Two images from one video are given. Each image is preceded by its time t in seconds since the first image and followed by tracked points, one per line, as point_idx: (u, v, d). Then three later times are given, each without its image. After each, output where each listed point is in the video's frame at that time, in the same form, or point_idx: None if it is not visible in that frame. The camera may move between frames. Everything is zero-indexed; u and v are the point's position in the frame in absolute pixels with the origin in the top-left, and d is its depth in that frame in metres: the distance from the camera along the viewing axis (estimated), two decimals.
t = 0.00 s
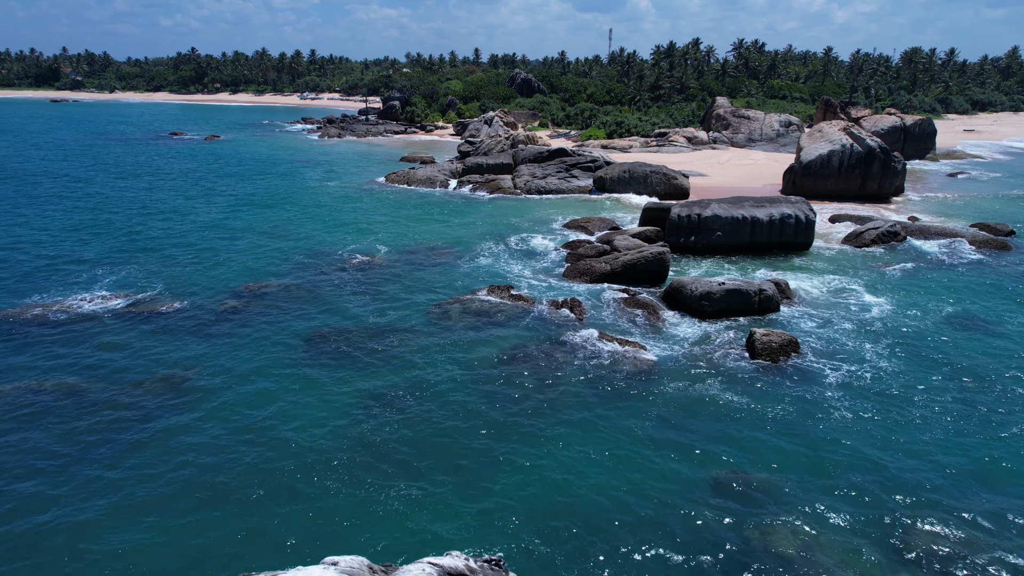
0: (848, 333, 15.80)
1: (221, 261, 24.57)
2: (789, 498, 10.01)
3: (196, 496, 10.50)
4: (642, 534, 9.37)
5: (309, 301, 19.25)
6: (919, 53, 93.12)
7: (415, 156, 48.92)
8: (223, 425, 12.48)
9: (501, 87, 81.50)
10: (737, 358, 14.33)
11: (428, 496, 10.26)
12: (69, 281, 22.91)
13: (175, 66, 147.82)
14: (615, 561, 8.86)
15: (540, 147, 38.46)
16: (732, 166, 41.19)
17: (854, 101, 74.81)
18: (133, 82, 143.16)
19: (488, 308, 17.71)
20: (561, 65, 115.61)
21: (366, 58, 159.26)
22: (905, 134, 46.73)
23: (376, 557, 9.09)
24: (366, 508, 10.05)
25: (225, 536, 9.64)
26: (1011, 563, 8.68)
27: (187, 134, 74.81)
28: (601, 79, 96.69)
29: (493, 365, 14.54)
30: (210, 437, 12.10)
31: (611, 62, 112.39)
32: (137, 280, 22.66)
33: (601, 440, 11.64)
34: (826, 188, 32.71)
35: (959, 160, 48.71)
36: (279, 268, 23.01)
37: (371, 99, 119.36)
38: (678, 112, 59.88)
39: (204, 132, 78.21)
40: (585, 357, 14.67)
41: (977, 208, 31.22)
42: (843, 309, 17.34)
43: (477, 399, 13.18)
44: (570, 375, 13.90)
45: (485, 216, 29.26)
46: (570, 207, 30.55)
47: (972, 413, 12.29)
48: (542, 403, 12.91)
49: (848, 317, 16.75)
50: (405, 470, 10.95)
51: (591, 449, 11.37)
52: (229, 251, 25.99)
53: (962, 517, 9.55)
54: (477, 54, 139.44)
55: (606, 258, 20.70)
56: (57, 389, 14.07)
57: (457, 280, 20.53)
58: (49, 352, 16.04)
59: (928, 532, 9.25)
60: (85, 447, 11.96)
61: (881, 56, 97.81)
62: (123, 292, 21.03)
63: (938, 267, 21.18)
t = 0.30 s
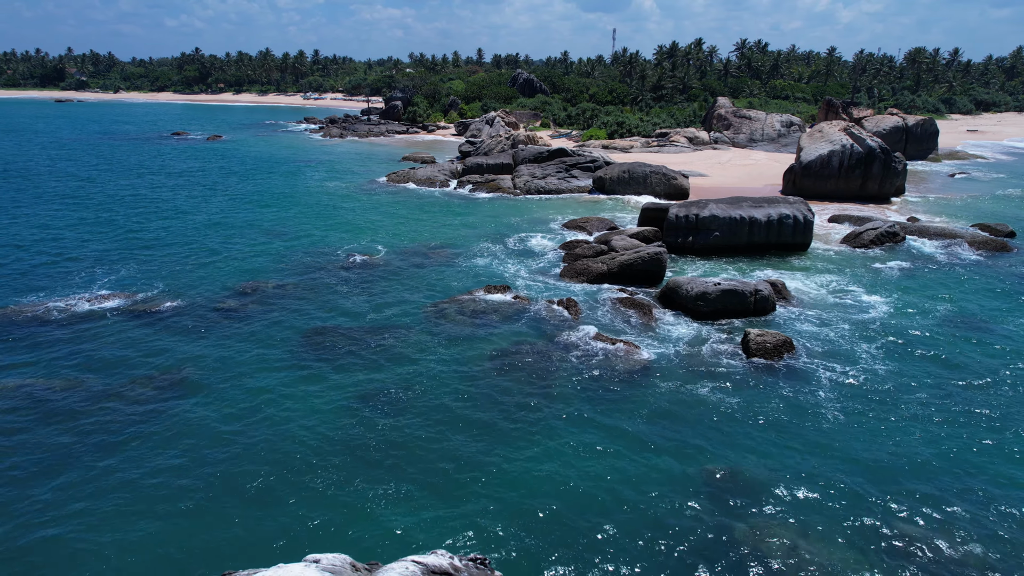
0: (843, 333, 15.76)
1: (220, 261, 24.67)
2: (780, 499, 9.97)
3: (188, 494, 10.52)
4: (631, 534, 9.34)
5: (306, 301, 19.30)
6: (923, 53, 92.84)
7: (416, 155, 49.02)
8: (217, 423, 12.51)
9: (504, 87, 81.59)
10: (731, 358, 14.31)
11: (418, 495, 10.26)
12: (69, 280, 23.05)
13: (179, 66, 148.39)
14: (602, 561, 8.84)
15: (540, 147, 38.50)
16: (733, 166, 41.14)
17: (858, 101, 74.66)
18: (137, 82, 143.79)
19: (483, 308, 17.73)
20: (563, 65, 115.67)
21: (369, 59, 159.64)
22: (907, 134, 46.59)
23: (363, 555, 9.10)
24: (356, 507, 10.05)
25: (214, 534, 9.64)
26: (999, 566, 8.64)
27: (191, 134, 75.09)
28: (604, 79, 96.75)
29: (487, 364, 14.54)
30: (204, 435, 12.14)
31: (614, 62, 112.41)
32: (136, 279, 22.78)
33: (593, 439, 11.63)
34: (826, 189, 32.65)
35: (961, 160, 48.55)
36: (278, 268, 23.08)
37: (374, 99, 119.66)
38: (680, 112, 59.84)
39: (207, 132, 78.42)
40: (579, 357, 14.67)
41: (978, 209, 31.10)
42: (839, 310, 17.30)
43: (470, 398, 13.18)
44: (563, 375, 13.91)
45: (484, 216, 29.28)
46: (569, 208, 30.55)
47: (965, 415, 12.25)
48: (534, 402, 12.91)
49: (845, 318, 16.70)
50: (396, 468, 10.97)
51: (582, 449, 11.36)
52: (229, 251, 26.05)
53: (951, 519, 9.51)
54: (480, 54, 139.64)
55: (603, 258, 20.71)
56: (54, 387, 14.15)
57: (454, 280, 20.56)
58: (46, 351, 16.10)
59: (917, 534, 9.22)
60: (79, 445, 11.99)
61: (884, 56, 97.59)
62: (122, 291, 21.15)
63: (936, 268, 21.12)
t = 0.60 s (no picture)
0: (840, 334, 15.69)
1: (220, 260, 24.75)
2: (768, 498, 9.93)
3: (178, 492, 10.54)
4: (618, 533, 9.33)
5: (303, 300, 19.36)
6: (927, 53, 92.50)
7: (417, 155, 49.14)
8: (209, 421, 12.54)
9: (506, 87, 81.64)
10: (725, 359, 14.29)
11: (407, 493, 10.26)
12: (69, 279, 23.16)
13: (183, 66, 148.85)
14: (587, 560, 8.82)
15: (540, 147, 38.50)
16: (734, 166, 41.06)
17: (861, 102, 74.42)
18: (141, 82, 144.35)
19: (479, 307, 17.74)
20: (567, 66, 115.64)
21: (373, 59, 159.96)
22: (910, 134, 46.41)
23: (349, 554, 9.10)
24: (344, 505, 10.06)
25: (202, 532, 9.66)
26: (986, 567, 8.60)
27: (194, 134, 75.34)
28: (607, 79, 96.73)
29: (481, 364, 14.54)
30: (196, 433, 12.17)
31: (617, 63, 112.32)
32: (136, 279, 22.89)
33: (583, 438, 11.61)
34: (826, 189, 32.56)
35: (964, 161, 48.38)
36: (275, 268, 23.13)
37: (377, 99, 119.83)
38: (682, 112, 59.78)
39: (210, 132, 78.66)
40: (573, 356, 14.66)
41: (979, 210, 30.96)
42: (835, 310, 17.26)
43: (463, 396, 13.17)
44: (557, 374, 13.89)
45: (482, 216, 29.29)
46: (569, 208, 30.55)
47: (957, 415, 12.21)
48: (527, 401, 12.90)
49: (841, 318, 16.65)
50: (386, 466, 10.97)
51: (572, 447, 11.34)
52: (227, 251, 26.13)
53: (940, 518, 9.47)
54: (484, 54, 139.72)
55: (600, 258, 20.70)
56: (50, 385, 14.22)
57: (451, 280, 20.59)
58: (42, 350, 16.16)
59: (904, 534, 9.18)
60: (72, 443, 12.03)
61: (888, 56, 97.29)
62: (121, 290, 21.25)
63: (934, 268, 21.05)
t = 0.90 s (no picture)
0: (836, 334, 15.64)
1: (219, 260, 24.84)
2: (758, 499, 9.90)
3: (170, 489, 10.59)
4: (604, 535, 9.27)
5: (301, 299, 19.42)
6: (931, 53, 92.17)
7: (418, 155, 49.23)
8: (203, 418, 12.59)
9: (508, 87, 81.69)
10: (719, 359, 14.27)
11: (396, 492, 10.25)
12: (70, 278, 23.31)
13: (187, 66, 149.39)
14: (573, 561, 8.80)
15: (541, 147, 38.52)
16: (735, 166, 40.99)
17: (864, 102, 74.22)
18: (146, 82, 144.96)
19: (476, 307, 17.75)
20: (570, 66, 115.53)
21: (376, 59, 160.28)
22: (912, 134, 46.24)
23: (336, 554, 9.11)
24: (335, 503, 10.06)
25: (192, 529, 9.70)
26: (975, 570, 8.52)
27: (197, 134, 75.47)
28: (610, 79, 96.69)
29: (475, 362, 14.55)
30: (188, 431, 12.19)
31: (620, 63, 112.29)
32: (136, 278, 23.00)
33: (573, 438, 11.58)
34: (826, 189, 32.47)
35: (967, 161, 48.20)
36: (274, 267, 23.18)
37: (380, 100, 120.04)
38: (683, 112, 59.72)
39: (213, 132, 78.85)
40: (568, 355, 14.66)
41: (980, 210, 30.83)
42: (832, 309, 17.21)
43: (456, 395, 13.19)
44: (551, 373, 13.88)
45: (481, 216, 29.29)
46: (568, 208, 30.56)
47: (949, 414, 12.18)
48: (519, 400, 12.89)
49: (837, 318, 16.59)
50: (377, 464, 10.99)
51: (563, 447, 11.30)
52: (227, 250, 26.22)
53: (928, 518, 9.44)
54: (487, 54, 139.76)
55: (598, 258, 20.71)
56: (47, 383, 14.31)
57: (449, 280, 20.62)
58: (40, 348, 16.25)
59: (895, 535, 9.11)
60: (65, 440, 12.08)
61: (892, 56, 96.96)
62: (121, 290, 21.36)
63: (933, 268, 20.99)
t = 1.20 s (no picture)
0: (831, 334, 15.61)
1: (218, 259, 24.92)
2: (748, 499, 9.86)
3: (163, 486, 10.63)
4: (593, 535, 9.24)
5: (299, 299, 19.48)
6: (935, 53, 91.87)
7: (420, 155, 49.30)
8: (198, 415, 12.65)
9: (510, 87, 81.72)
10: (714, 359, 14.28)
11: (387, 491, 10.24)
12: (71, 277, 23.42)
13: (192, 66, 149.89)
14: (558, 559, 8.80)
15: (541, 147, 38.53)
16: (736, 167, 40.93)
17: (867, 103, 74.00)
18: (150, 82, 145.48)
19: (472, 306, 17.78)
20: (573, 66, 115.54)
21: (380, 59, 160.55)
22: (914, 135, 46.09)
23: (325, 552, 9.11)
24: (325, 501, 10.05)
25: (182, 524, 9.74)
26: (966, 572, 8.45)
27: (200, 134, 75.78)
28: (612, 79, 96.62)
29: (470, 361, 14.57)
30: (183, 428, 12.25)
31: (623, 63, 112.22)
32: (136, 277, 23.11)
33: (565, 437, 11.56)
34: (826, 190, 32.41)
35: (969, 162, 48.04)
36: (272, 267, 23.26)
37: (383, 100, 120.26)
38: (686, 113, 59.69)
39: (217, 131, 79.17)
40: (562, 354, 14.67)
41: (982, 211, 30.71)
42: (828, 309, 17.19)
43: (449, 393, 13.22)
44: (544, 372, 13.90)
45: (480, 216, 29.31)
46: (567, 208, 30.58)
47: (941, 413, 12.14)
48: (512, 399, 12.91)
49: (833, 318, 16.56)
50: (368, 462, 11.00)
51: (555, 447, 11.28)
52: (226, 250, 26.32)
53: (914, 517, 9.42)
54: (490, 55, 139.86)
55: (595, 258, 20.72)
56: (44, 380, 14.40)
57: (446, 279, 20.66)
58: (37, 346, 16.34)
59: (885, 536, 9.06)
60: (61, 437, 12.15)
61: (896, 57, 96.68)
62: (121, 288, 21.45)
63: (932, 267, 20.92)
